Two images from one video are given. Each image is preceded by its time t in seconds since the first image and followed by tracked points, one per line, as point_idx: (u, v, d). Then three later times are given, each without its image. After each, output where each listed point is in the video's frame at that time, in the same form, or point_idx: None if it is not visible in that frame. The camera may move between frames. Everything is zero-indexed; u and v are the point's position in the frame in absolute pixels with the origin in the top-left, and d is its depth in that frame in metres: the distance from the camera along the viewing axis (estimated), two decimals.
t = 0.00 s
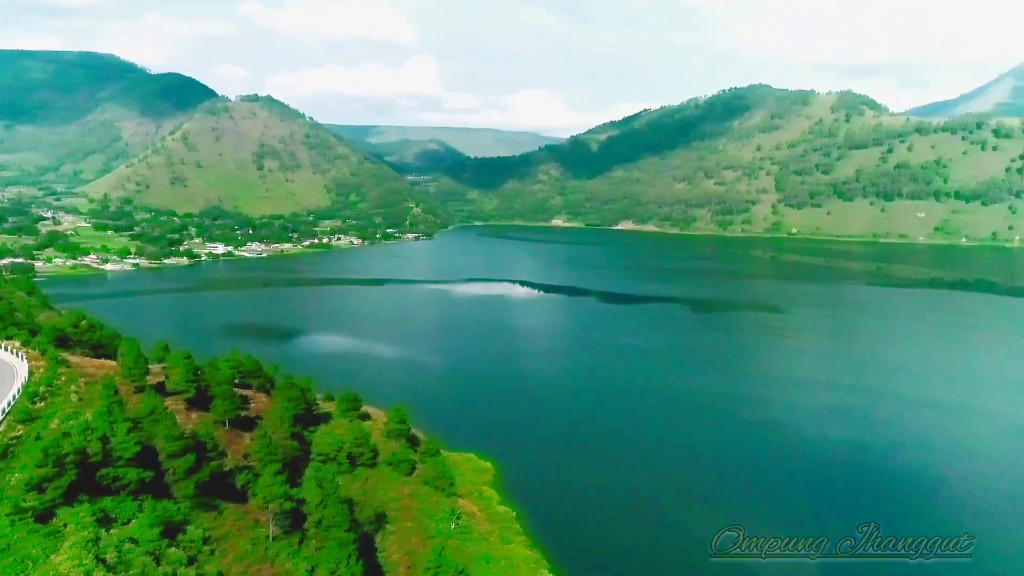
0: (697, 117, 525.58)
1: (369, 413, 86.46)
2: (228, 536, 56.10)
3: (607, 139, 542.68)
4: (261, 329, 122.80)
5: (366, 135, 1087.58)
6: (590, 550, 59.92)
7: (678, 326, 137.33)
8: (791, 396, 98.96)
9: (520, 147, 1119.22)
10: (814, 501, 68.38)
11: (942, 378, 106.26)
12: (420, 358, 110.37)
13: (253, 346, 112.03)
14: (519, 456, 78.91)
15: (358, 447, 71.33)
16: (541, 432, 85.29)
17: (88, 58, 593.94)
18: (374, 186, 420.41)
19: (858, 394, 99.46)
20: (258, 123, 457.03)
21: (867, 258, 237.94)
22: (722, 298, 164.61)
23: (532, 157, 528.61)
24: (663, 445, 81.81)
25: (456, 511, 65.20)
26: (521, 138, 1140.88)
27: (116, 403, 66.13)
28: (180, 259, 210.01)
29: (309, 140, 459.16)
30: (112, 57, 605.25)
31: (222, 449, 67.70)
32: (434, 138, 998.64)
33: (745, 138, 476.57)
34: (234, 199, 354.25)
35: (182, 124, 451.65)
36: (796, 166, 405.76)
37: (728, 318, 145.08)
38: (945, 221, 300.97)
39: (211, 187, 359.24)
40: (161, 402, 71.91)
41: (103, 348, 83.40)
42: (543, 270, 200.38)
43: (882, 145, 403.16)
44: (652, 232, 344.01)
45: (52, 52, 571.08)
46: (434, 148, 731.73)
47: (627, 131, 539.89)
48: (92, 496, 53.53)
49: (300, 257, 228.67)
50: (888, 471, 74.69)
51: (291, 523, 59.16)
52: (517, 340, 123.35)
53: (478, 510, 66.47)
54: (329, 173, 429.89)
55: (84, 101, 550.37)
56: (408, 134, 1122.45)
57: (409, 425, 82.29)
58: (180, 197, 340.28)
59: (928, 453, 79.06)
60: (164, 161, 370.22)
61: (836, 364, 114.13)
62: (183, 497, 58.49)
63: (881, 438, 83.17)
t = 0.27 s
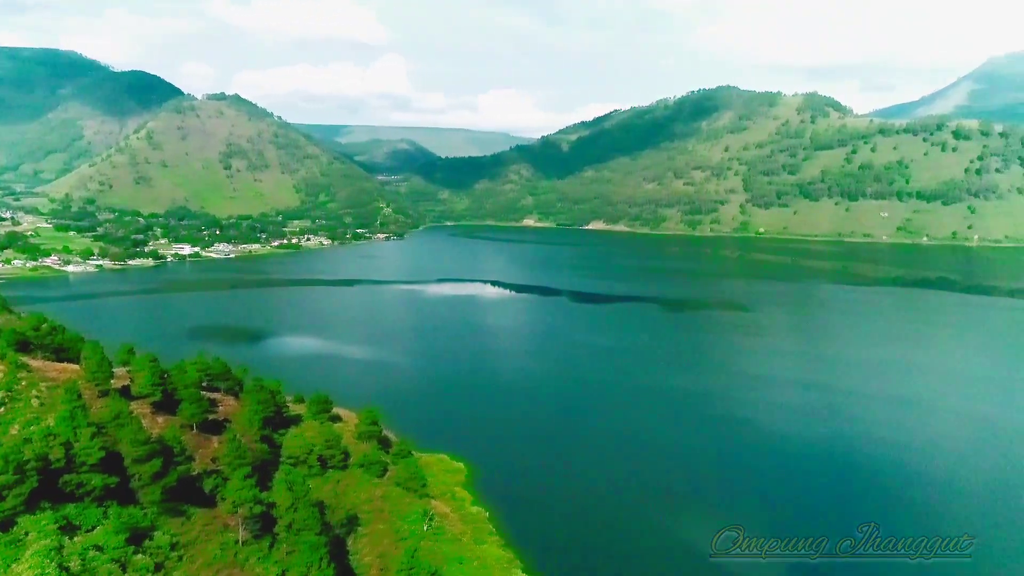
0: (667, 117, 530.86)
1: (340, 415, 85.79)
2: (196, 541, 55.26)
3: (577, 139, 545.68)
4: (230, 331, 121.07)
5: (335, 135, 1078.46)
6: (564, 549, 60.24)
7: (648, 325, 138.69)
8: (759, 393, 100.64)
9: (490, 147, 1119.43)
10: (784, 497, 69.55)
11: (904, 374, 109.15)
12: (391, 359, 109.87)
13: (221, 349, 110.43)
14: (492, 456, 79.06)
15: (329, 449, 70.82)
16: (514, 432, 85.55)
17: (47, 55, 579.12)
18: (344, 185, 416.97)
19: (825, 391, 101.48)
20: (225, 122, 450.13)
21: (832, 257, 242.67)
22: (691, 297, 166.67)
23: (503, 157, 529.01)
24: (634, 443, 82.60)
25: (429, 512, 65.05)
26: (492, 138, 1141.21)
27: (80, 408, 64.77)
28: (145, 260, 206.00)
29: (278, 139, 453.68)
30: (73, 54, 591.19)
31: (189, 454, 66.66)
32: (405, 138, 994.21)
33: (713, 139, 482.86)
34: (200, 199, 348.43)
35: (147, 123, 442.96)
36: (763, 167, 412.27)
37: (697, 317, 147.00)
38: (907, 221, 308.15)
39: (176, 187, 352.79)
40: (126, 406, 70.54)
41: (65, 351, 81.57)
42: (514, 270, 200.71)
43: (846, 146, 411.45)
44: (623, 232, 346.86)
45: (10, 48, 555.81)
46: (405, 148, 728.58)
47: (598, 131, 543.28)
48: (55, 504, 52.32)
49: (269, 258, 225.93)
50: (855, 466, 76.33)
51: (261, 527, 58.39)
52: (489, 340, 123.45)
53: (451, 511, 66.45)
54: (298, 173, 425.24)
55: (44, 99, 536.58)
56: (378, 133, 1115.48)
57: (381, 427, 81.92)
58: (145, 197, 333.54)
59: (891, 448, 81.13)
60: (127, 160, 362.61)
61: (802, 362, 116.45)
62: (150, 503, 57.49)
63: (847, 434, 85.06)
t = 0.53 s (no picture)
0: (637, 118, 535.16)
1: (311, 417, 85.05)
2: (163, 547, 54.31)
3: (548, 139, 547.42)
4: (197, 334, 119.14)
5: (304, 134, 1067.15)
6: (537, 549, 60.42)
7: (619, 324, 139.86)
8: (729, 391, 102.26)
9: (462, 147, 1117.78)
10: (752, 493, 70.70)
11: (867, 371, 111.71)
12: (362, 360, 109.31)
13: (188, 351, 108.70)
14: (465, 457, 79.08)
15: (299, 452, 70.27)
16: (486, 432, 85.73)
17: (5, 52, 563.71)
18: (314, 186, 412.81)
19: (791, 388, 103.52)
20: (190, 121, 442.42)
21: (799, 256, 247.08)
22: (661, 296, 168.49)
23: (474, 157, 528.44)
24: (605, 441, 83.34)
25: (401, 514, 64.85)
26: (463, 138, 1139.40)
27: (42, 413, 63.30)
28: (109, 261, 201.71)
29: (245, 139, 447.32)
30: (32, 51, 576.26)
31: (155, 459, 65.51)
32: (375, 137, 987.60)
33: (682, 140, 488.18)
34: (165, 199, 342.03)
35: (110, 121, 433.37)
36: (732, 167, 417.99)
37: (667, 315, 148.76)
38: (871, 221, 314.92)
39: (141, 187, 345.64)
40: (90, 411, 69.11)
41: (27, 355, 79.65)
42: (486, 270, 200.54)
43: (812, 147, 419.14)
44: (594, 232, 348.93)
45: None
46: (375, 148, 724.07)
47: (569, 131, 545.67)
48: (17, 511, 51.12)
49: (237, 259, 222.84)
50: (822, 461, 77.88)
51: (231, 532, 57.53)
52: (461, 340, 123.47)
53: (423, 513, 66.33)
54: (267, 173, 419.81)
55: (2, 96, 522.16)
56: (348, 133, 1106.60)
57: (352, 429, 81.43)
58: (108, 197, 326.22)
59: (856, 442, 82.96)
60: (90, 160, 354.44)
61: (770, 359, 118.48)
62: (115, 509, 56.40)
63: (813, 430, 86.84)
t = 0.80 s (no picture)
0: (607, 119, 538.85)
1: (280, 420, 84.18)
2: (129, 554, 53.34)
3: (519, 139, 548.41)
4: (162, 336, 116.93)
5: (272, 134, 1054.03)
6: (510, 550, 60.47)
7: (589, 323, 140.77)
8: (698, 389, 103.62)
9: (432, 147, 1114.04)
10: (721, 489, 71.67)
11: (831, 368, 114.14)
12: (331, 361, 108.43)
13: (153, 354, 106.72)
14: (436, 458, 78.85)
15: (268, 455, 69.54)
16: (458, 432, 85.66)
17: None
18: (282, 186, 407.82)
19: (759, 385, 105.28)
20: (155, 119, 433.98)
21: (766, 256, 251.28)
22: (631, 295, 170.00)
23: (445, 157, 527.05)
24: (577, 440, 83.87)
25: (372, 516, 64.52)
26: (434, 139, 1135.89)
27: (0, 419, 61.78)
28: (70, 263, 197.00)
29: (211, 138, 440.16)
30: None
31: (120, 464, 64.34)
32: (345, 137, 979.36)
33: (652, 140, 492.74)
34: (129, 199, 334.89)
35: (70, 119, 423.02)
36: (700, 168, 423.24)
37: (637, 315, 150.14)
38: (836, 221, 321.32)
39: (103, 187, 337.70)
40: (52, 416, 67.63)
41: None
42: (456, 270, 200.13)
43: (778, 148, 426.23)
44: (565, 232, 350.52)
45: None
46: (345, 148, 718.43)
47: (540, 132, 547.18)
48: None
49: (203, 260, 219.30)
50: (789, 456, 79.27)
51: (198, 537, 56.60)
52: (432, 340, 123.13)
53: (395, 514, 66.08)
54: (234, 172, 413.64)
55: None
56: (316, 132, 1095.70)
57: (322, 431, 80.78)
58: (69, 197, 318.14)
59: (820, 437, 84.70)
60: (49, 159, 345.56)
61: (737, 357, 120.37)
62: (78, 516, 55.28)
63: (779, 426, 88.48)
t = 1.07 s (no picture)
0: (576, 119, 541.67)
1: (247, 423, 83.06)
2: (92, 563, 52.16)
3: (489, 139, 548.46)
4: (125, 339, 114.43)
5: (238, 133, 1038.41)
6: (483, 551, 60.48)
7: (559, 323, 141.53)
8: (666, 387, 104.85)
9: (402, 146, 1108.55)
10: (690, 487, 72.59)
11: (796, 365, 116.40)
12: (299, 363, 107.32)
13: (115, 358, 104.40)
14: (407, 459, 78.56)
15: (236, 459, 68.68)
16: (429, 433, 85.46)
17: None
18: (249, 185, 401.99)
19: (726, 383, 106.93)
20: (117, 118, 424.46)
21: (734, 255, 255.19)
22: (601, 295, 171.29)
23: (415, 157, 524.72)
24: (547, 440, 84.29)
25: (344, 518, 63.94)
26: (404, 138, 1130.22)
27: None
28: (28, 265, 191.68)
29: (176, 137, 431.99)
30: None
31: (81, 470, 62.90)
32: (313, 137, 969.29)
33: (621, 141, 496.75)
34: (90, 199, 326.89)
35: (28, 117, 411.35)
36: (669, 168, 427.90)
37: (606, 314, 151.35)
38: (801, 220, 327.45)
39: (63, 187, 329.33)
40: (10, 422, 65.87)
41: None
42: (426, 270, 199.39)
43: (745, 148, 432.95)
44: (536, 232, 351.56)
45: None
46: (313, 147, 711.23)
47: (509, 132, 547.73)
48: None
49: (167, 262, 215.16)
50: (756, 454, 80.59)
51: (165, 543, 55.51)
52: (402, 341, 122.55)
53: (366, 516, 65.59)
54: (199, 172, 406.44)
55: None
56: (284, 131, 1082.59)
57: (291, 434, 79.89)
58: (27, 197, 309.43)
59: (786, 433, 86.45)
60: (6, 158, 335.67)
61: (704, 355, 122.05)
62: (39, 525, 53.91)
63: (746, 423, 90.06)
